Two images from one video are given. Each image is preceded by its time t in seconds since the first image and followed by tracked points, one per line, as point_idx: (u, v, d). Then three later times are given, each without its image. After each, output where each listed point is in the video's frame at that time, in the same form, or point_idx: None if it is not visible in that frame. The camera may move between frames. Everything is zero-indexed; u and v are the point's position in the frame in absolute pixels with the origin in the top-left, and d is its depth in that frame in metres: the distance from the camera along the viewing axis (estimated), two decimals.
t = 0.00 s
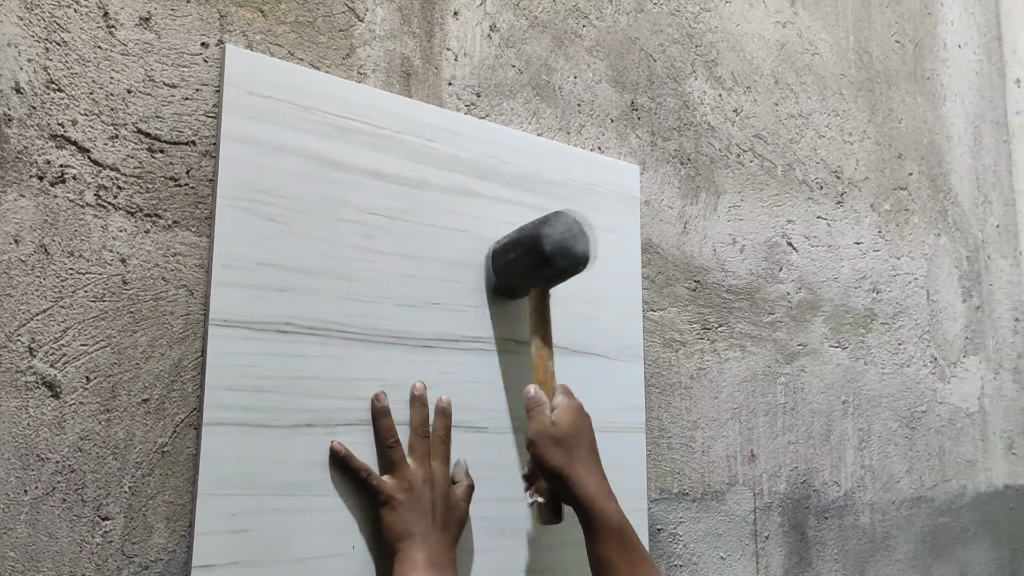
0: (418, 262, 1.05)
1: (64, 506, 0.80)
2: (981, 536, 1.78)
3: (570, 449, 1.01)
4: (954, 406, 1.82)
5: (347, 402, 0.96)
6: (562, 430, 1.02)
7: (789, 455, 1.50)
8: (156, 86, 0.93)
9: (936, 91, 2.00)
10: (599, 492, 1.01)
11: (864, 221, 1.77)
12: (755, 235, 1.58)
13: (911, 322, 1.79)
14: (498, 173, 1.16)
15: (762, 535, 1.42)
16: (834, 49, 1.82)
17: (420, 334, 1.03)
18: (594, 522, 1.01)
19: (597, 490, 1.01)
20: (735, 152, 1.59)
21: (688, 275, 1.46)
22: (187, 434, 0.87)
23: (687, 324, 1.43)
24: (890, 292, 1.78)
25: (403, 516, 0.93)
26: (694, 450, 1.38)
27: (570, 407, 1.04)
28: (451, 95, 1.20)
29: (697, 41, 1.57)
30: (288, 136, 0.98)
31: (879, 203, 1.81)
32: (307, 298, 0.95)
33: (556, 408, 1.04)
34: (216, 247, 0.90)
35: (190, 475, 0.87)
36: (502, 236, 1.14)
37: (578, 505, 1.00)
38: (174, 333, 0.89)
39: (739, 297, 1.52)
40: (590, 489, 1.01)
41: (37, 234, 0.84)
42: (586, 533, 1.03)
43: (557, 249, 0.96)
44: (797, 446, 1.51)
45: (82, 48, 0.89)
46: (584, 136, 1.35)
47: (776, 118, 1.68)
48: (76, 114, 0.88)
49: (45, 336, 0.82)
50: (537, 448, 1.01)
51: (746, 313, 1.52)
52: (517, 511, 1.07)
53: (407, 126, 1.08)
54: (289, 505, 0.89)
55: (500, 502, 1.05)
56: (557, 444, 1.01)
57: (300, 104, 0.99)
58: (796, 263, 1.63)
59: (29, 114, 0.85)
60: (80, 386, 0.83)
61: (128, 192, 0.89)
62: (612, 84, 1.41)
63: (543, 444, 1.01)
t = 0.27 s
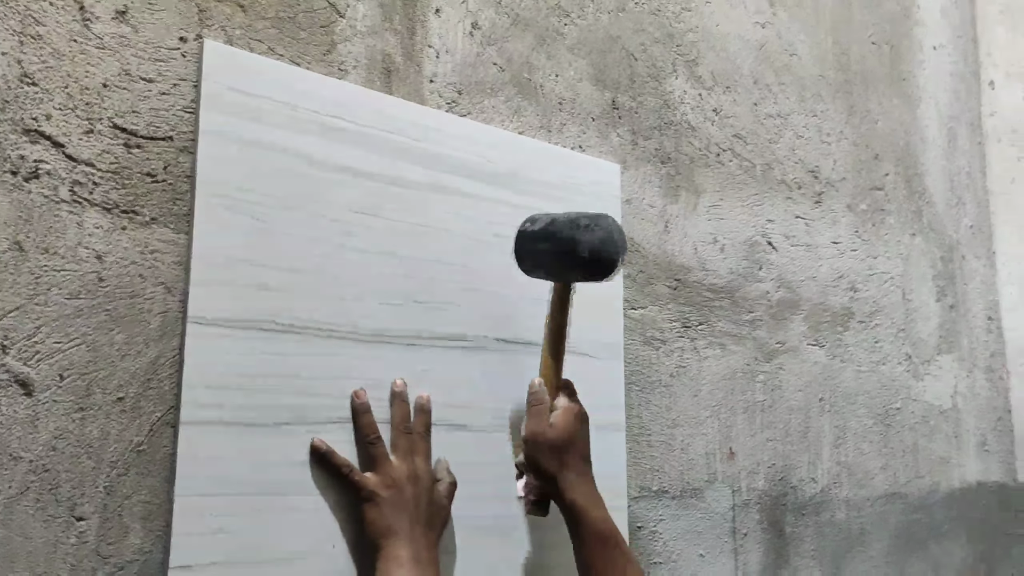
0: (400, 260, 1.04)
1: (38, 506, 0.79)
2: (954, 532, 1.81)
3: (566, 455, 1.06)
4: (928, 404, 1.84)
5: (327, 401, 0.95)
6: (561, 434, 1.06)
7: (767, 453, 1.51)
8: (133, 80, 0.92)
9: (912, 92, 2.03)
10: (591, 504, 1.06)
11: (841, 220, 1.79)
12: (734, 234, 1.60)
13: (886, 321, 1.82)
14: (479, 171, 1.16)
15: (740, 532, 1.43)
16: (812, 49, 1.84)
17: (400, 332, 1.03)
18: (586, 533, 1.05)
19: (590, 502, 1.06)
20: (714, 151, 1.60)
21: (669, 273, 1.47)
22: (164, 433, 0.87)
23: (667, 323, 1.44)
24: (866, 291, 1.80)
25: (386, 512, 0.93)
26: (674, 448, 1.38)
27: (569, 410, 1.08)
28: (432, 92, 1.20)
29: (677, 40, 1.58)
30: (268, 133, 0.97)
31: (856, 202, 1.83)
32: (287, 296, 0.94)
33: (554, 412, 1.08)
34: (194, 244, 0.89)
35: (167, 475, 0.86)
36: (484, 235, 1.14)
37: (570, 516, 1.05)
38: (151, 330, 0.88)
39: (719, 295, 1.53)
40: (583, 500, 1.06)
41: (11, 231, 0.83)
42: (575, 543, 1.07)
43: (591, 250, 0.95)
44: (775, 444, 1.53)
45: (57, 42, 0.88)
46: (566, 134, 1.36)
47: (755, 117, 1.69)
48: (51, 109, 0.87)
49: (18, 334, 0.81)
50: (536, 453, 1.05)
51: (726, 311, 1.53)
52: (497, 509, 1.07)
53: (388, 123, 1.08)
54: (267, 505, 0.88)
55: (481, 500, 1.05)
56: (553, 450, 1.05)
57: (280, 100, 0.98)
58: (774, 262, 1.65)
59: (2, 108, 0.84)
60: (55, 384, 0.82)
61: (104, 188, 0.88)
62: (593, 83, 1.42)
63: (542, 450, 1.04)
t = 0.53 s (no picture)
0: (376, 250, 1.03)
1: (4, 501, 0.77)
2: (922, 520, 1.84)
3: (589, 420, 1.03)
4: (897, 395, 1.87)
5: (302, 393, 0.94)
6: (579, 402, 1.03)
7: (741, 444, 1.52)
8: (102, 63, 0.89)
9: (884, 86, 2.05)
10: (619, 464, 1.04)
11: (815, 213, 1.81)
12: (710, 226, 1.60)
13: (858, 313, 1.84)
14: (457, 161, 1.15)
15: (714, 523, 1.44)
16: (787, 43, 1.85)
17: (377, 323, 1.01)
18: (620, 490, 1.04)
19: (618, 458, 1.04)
20: (691, 142, 1.60)
21: (646, 265, 1.47)
22: (134, 426, 0.85)
23: (644, 315, 1.44)
24: (839, 283, 1.82)
25: (361, 508, 0.92)
26: (648, 440, 1.39)
27: (580, 379, 1.06)
28: (410, 80, 1.18)
29: (655, 31, 1.57)
30: (240, 119, 0.95)
31: (829, 195, 1.85)
32: (261, 286, 0.93)
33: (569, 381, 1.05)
34: (165, 233, 0.87)
35: (137, 469, 0.84)
36: (461, 225, 1.13)
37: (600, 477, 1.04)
38: (121, 321, 0.86)
39: (695, 287, 1.54)
40: (611, 458, 1.04)
41: None
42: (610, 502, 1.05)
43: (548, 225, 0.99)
44: (749, 435, 1.54)
45: (23, 23, 0.85)
46: (544, 125, 1.35)
47: (731, 110, 1.70)
48: (17, 91, 0.84)
49: None
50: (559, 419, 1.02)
51: (701, 303, 1.54)
52: (475, 502, 1.06)
53: (364, 111, 1.06)
54: (241, 498, 0.87)
55: (458, 493, 1.05)
56: (576, 416, 1.02)
57: (253, 86, 0.96)
58: (750, 254, 1.66)
59: None
60: (22, 375, 0.80)
61: (72, 174, 0.86)
62: (571, 73, 1.41)
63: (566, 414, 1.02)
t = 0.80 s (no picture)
0: (362, 239, 1.01)
1: None
2: (905, 510, 1.85)
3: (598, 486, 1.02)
4: (880, 385, 1.88)
5: (286, 385, 0.92)
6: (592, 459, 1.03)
7: (728, 435, 1.51)
8: (80, 45, 0.87)
9: (869, 77, 2.06)
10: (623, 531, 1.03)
11: (800, 203, 1.81)
12: (697, 216, 1.60)
13: (843, 303, 1.85)
14: (444, 148, 1.13)
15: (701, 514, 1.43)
16: (774, 32, 1.84)
17: (363, 313, 1.00)
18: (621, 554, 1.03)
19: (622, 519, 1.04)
20: (679, 132, 1.59)
21: (633, 255, 1.46)
22: (114, 418, 0.82)
23: (632, 305, 1.43)
24: (824, 274, 1.83)
25: None
26: (637, 429, 1.36)
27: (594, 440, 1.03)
28: (396, 66, 1.16)
29: (642, 19, 1.56)
30: (223, 104, 0.92)
31: (814, 185, 1.85)
32: (244, 275, 0.91)
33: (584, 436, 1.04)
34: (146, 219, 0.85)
35: (118, 463, 0.82)
36: (447, 213, 1.11)
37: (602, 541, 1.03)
38: (101, 310, 0.83)
39: (682, 277, 1.53)
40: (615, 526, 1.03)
41: None
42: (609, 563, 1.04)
43: (594, 327, 0.86)
44: (736, 426, 1.53)
45: None
46: (532, 112, 1.33)
47: (718, 99, 1.69)
48: None
49: None
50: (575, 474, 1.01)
51: (689, 293, 1.54)
52: (462, 495, 1.05)
53: (349, 97, 1.04)
54: (225, 492, 0.85)
55: (446, 485, 1.04)
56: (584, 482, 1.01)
57: (236, 70, 0.94)
58: (736, 244, 1.65)
59: None
60: None
61: (49, 159, 0.83)
62: (558, 60, 1.39)
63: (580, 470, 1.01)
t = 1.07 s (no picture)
0: (357, 223, 0.99)
1: None
2: (901, 497, 1.84)
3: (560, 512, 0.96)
4: (877, 373, 1.88)
5: (280, 373, 0.89)
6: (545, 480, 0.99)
7: (727, 423, 1.49)
8: (64, 20, 0.83)
9: (866, 62, 2.04)
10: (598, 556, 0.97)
11: (798, 189, 1.79)
12: (696, 201, 1.58)
13: (840, 290, 1.84)
14: (440, 130, 1.10)
15: (700, 503, 1.40)
16: (772, 15, 1.81)
17: (358, 299, 0.97)
18: None
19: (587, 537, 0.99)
20: (677, 116, 1.57)
21: (632, 241, 1.44)
22: (103, 408, 0.80)
23: (631, 292, 1.41)
24: (821, 260, 1.81)
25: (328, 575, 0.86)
26: (636, 418, 1.34)
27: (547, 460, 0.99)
28: (391, 46, 1.13)
29: None
30: (214, 82, 0.89)
31: (812, 170, 1.83)
32: (236, 259, 0.88)
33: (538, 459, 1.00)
34: (134, 201, 0.82)
35: (108, 453, 0.80)
36: (444, 197, 1.09)
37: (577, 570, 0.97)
38: (89, 296, 0.81)
39: (680, 264, 1.51)
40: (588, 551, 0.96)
41: None
42: None
43: (576, 309, 0.78)
44: (735, 414, 1.51)
45: None
46: (529, 95, 1.31)
47: (716, 82, 1.66)
48: None
49: None
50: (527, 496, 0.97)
51: (687, 280, 1.52)
52: (462, 486, 1.03)
53: (343, 76, 1.01)
54: (218, 483, 0.83)
55: (445, 476, 1.01)
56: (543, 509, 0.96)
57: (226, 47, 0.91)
58: (734, 230, 1.64)
59: None
60: None
61: (33, 139, 0.80)
62: (556, 41, 1.36)
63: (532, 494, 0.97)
